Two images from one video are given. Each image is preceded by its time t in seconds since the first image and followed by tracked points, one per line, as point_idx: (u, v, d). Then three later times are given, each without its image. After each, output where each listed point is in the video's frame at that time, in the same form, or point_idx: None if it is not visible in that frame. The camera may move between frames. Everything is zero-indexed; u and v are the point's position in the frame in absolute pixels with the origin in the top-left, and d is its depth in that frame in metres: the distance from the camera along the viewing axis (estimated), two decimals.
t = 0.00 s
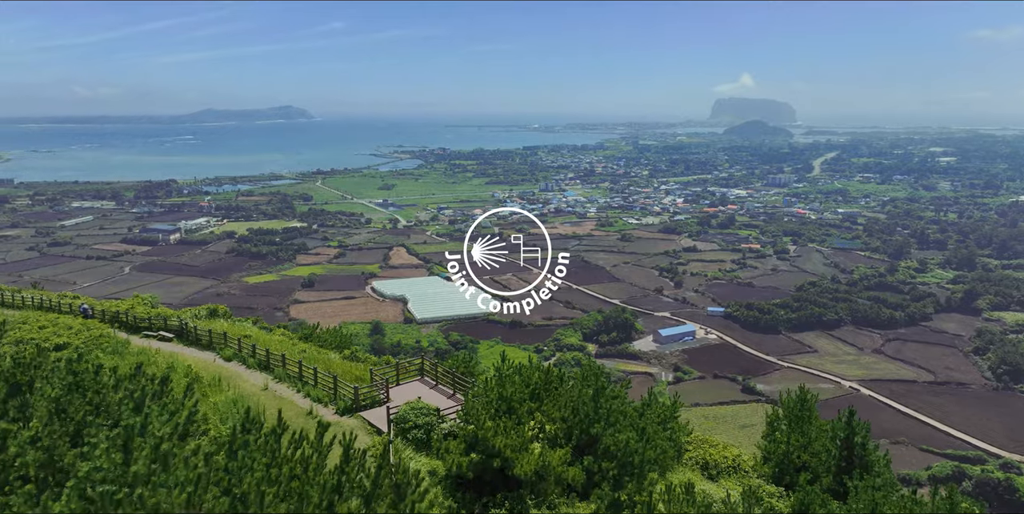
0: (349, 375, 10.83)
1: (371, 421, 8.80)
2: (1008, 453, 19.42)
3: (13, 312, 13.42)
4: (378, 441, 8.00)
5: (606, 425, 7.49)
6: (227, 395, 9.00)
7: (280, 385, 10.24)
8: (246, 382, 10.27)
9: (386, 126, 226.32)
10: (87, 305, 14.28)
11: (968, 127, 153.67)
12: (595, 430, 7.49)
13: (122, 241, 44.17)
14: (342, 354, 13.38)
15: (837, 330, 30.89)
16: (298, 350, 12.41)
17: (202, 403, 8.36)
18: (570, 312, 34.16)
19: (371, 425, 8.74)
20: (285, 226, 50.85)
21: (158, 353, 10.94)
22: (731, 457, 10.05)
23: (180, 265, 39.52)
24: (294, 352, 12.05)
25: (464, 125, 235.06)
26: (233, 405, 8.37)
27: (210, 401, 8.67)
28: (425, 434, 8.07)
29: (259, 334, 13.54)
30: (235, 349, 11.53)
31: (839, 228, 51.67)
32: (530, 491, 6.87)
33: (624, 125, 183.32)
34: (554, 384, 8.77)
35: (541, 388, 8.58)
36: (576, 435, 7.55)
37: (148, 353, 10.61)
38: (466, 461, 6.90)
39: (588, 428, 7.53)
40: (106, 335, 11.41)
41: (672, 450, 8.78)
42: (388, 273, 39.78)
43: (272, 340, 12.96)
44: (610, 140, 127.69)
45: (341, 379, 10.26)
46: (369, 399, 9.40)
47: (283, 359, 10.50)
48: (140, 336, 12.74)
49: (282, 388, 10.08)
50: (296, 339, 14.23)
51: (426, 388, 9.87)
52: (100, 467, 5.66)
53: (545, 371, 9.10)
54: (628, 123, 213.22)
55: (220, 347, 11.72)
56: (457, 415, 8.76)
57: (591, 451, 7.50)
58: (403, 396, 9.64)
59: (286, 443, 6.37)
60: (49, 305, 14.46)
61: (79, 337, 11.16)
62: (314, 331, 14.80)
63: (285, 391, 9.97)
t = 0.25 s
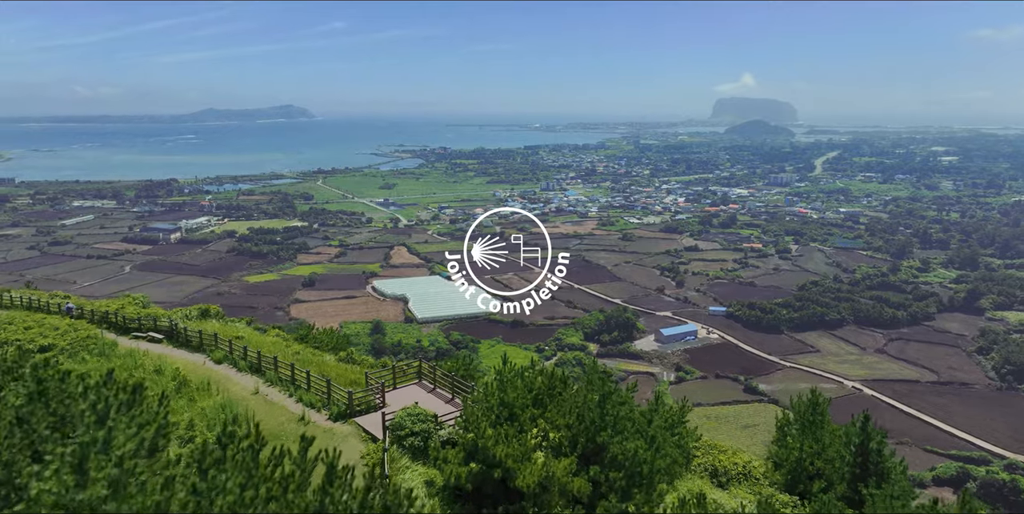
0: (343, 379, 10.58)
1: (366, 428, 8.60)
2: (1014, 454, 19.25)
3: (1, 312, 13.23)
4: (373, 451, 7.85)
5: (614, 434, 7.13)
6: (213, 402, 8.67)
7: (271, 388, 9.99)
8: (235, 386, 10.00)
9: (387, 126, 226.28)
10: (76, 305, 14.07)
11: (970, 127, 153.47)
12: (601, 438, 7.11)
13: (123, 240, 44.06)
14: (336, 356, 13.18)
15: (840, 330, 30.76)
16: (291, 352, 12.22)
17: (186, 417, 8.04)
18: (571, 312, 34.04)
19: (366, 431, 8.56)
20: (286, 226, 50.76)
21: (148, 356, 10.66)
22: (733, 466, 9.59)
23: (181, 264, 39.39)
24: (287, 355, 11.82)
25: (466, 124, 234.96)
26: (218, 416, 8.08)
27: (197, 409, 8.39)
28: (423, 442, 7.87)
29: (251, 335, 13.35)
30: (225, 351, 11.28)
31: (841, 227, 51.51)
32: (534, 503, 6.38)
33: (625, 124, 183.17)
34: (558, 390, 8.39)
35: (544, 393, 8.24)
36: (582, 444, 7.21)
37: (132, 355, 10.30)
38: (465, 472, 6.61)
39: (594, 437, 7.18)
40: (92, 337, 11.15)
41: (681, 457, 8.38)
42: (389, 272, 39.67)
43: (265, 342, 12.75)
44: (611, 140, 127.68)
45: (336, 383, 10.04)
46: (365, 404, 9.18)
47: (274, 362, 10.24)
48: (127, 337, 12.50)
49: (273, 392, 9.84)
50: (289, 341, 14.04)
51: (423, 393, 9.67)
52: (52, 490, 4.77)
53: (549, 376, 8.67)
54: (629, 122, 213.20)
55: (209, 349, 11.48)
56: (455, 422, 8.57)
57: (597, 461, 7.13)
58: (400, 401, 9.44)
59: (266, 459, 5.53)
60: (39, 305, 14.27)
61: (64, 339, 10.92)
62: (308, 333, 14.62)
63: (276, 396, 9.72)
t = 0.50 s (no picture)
0: (336, 385, 10.33)
1: (359, 437, 8.33)
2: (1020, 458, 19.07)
3: None
4: (368, 463, 7.58)
5: (622, 445, 6.74)
6: (199, 408, 8.49)
7: (262, 394, 9.75)
8: (224, 393, 9.75)
9: (389, 127, 226.15)
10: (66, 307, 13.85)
11: (972, 128, 153.04)
12: (609, 449, 6.75)
13: (124, 240, 44.01)
14: (332, 360, 12.97)
15: (843, 331, 30.61)
16: (285, 356, 11.99)
17: (170, 424, 7.86)
18: (573, 313, 33.95)
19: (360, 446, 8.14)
20: (287, 226, 50.66)
21: (135, 359, 10.51)
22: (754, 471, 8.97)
23: (182, 264, 39.33)
24: (279, 359, 11.59)
25: (468, 125, 234.76)
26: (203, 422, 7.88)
27: (182, 417, 8.21)
28: (419, 452, 7.51)
29: (245, 339, 13.13)
30: (215, 354, 11.04)
31: (843, 229, 51.31)
32: None
33: (627, 125, 182.93)
34: (562, 399, 7.99)
35: (548, 400, 7.89)
36: (589, 454, 6.90)
37: (120, 359, 10.11)
38: (464, 485, 6.44)
39: (601, 448, 6.84)
40: (79, 340, 10.92)
41: (688, 468, 7.97)
42: (390, 273, 39.57)
43: (258, 347, 12.54)
44: (613, 141, 127.46)
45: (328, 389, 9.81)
46: (358, 411, 8.94)
47: (265, 368, 10.00)
48: (117, 341, 12.29)
49: (263, 398, 9.61)
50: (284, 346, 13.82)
51: (420, 399, 9.41)
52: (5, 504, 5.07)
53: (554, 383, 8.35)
54: (631, 123, 212.99)
55: (199, 353, 11.25)
56: (453, 431, 8.28)
57: (604, 473, 6.78)
58: (395, 408, 9.19)
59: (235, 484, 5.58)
60: (29, 307, 14.07)
61: (50, 341, 10.69)
62: (304, 336, 14.42)
63: (265, 402, 9.46)
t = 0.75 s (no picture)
0: (333, 394, 9.95)
1: (355, 450, 7.86)
2: None
3: None
4: (363, 479, 7.14)
5: (635, 460, 6.46)
6: (188, 419, 8.32)
7: (255, 403, 9.38)
8: (215, 401, 9.41)
9: (394, 131, 226.45)
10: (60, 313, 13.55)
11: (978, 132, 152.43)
12: (621, 465, 6.45)
13: (129, 244, 44.04)
14: (330, 368, 12.66)
15: (850, 336, 30.40)
16: (281, 364, 11.65)
17: (156, 435, 7.71)
18: (578, 317, 33.84)
19: (355, 458, 7.74)
20: (292, 230, 50.66)
21: (125, 365, 10.34)
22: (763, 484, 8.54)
23: (187, 268, 39.33)
24: (274, 367, 11.23)
25: (473, 129, 235.06)
26: (191, 436, 7.74)
27: (169, 427, 8.04)
28: (419, 467, 7.09)
29: (241, 346, 12.83)
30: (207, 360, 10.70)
31: (850, 233, 51.06)
32: None
33: (631, 129, 182.78)
34: (571, 412, 7.88)
35: (556, 412, 7.78)
36: (600, 470, 6.60)
37: (109, 368, 9.84)
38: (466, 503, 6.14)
39: (611, 463, 6.55)
40: (69, 348, 10.63)
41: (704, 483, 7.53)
42: (395, 277, 39.49)
43: (253, 354, 12.21)
44: (617, 145, 127.24)
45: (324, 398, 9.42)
46: (355, 422, 8.52)
47: (259, 376, 9.62)
48: (108, 347, 11.97)
49: (255, 407, 9.24)
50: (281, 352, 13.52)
51: (421, 409, 9.02)
52: None
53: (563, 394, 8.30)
54: (636, 128, 212.80)
55: (191, 360, 10.91)
56: (455, 445, 7.85)
57: (616, 491, 6.47)
58: (395, 418, 8.78)
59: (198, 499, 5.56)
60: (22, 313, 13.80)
61: (40, 349, 10.41)
62: (302, 342, 14.18)
63: (257, 412, 9.09)
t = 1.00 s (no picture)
0: (331, 407, 9.70)
1: (354, 467, 7.58)
2: None
3: None
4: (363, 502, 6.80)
5: (654, 481, 6.14)
6: (180, 431, 8.18)
7: (250, 415, 9.16)
8: (209, 414, 9.19)
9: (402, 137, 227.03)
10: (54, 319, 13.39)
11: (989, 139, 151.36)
12: (640, 486, 6.11)
13: (139, 249, 44.18)
14: (330, 376, 12.44)
15: (861, 344, 30.08)
16: (278, 374, 11.44)
17: (143, 450, 7.64)
18: (587, 324, 33.70)
19: (355, 476, 7.47)
20: (301, 236, 50.70)
21: (116, 375, 10.28)
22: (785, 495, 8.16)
23: (195, 273, 39.39)
24: (272, 377, 11.00)
25: (481, 135, 235.12)
26: (180, 451, 7.52)
27: (158, 442, 7.90)
28: (420, 487, 6.72)
29: (238, 354, 12.62)
30: (201, 369, 10.49)
31: (860, 240, 50.67)
32: None
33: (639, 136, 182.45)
34: (585, 429, 7.63)
35: (567, 428, 7.58)
36: (616, 491, 6.30)
37: (102, 379, 9.73)
38: None
39: (629, 485, 6.22)
40: (61, 358, 10.54)
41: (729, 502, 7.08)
42: (403, 282, 39.42)
43: (251, 363, 11.99)
44: (626, 151, 127.04)
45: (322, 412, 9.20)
46: (355, 437, 8.22)
47: (254, 387, 9.39)
48: (102, 356, 11.83)
49: (251, 420, 8.99)
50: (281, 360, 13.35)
51: (425, 422, 8.79)
52: None
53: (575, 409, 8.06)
54: (644, 134, 212.49)
55: (185, 369, 10.72)
56: (459, 463, 7.55)
57: None
58: (398, 433, 8.49)
59: None
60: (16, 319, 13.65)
61: (33, 358, 10.33)
62: (303, 350, 14.04)
63: (253, 424, 8.84)
